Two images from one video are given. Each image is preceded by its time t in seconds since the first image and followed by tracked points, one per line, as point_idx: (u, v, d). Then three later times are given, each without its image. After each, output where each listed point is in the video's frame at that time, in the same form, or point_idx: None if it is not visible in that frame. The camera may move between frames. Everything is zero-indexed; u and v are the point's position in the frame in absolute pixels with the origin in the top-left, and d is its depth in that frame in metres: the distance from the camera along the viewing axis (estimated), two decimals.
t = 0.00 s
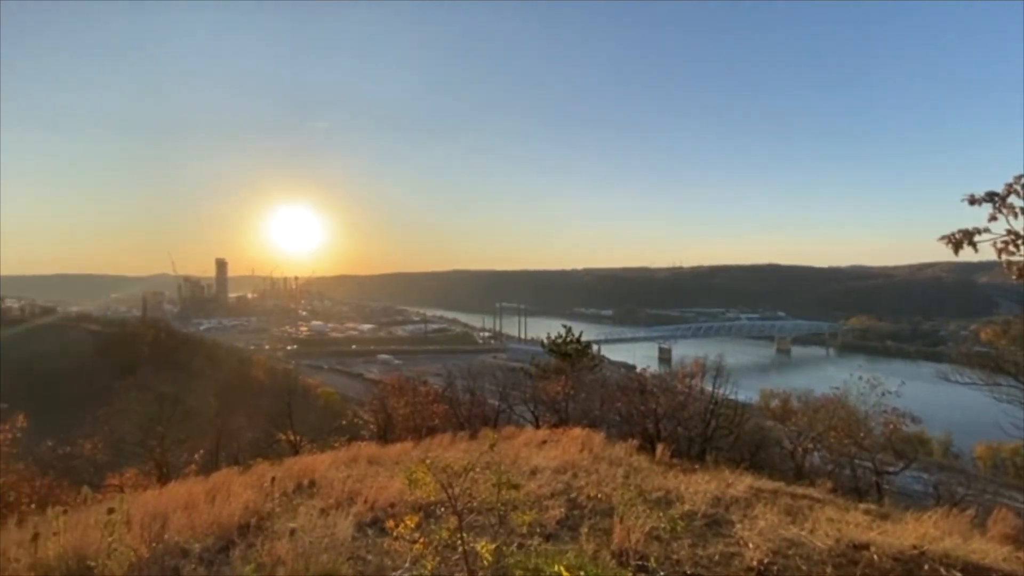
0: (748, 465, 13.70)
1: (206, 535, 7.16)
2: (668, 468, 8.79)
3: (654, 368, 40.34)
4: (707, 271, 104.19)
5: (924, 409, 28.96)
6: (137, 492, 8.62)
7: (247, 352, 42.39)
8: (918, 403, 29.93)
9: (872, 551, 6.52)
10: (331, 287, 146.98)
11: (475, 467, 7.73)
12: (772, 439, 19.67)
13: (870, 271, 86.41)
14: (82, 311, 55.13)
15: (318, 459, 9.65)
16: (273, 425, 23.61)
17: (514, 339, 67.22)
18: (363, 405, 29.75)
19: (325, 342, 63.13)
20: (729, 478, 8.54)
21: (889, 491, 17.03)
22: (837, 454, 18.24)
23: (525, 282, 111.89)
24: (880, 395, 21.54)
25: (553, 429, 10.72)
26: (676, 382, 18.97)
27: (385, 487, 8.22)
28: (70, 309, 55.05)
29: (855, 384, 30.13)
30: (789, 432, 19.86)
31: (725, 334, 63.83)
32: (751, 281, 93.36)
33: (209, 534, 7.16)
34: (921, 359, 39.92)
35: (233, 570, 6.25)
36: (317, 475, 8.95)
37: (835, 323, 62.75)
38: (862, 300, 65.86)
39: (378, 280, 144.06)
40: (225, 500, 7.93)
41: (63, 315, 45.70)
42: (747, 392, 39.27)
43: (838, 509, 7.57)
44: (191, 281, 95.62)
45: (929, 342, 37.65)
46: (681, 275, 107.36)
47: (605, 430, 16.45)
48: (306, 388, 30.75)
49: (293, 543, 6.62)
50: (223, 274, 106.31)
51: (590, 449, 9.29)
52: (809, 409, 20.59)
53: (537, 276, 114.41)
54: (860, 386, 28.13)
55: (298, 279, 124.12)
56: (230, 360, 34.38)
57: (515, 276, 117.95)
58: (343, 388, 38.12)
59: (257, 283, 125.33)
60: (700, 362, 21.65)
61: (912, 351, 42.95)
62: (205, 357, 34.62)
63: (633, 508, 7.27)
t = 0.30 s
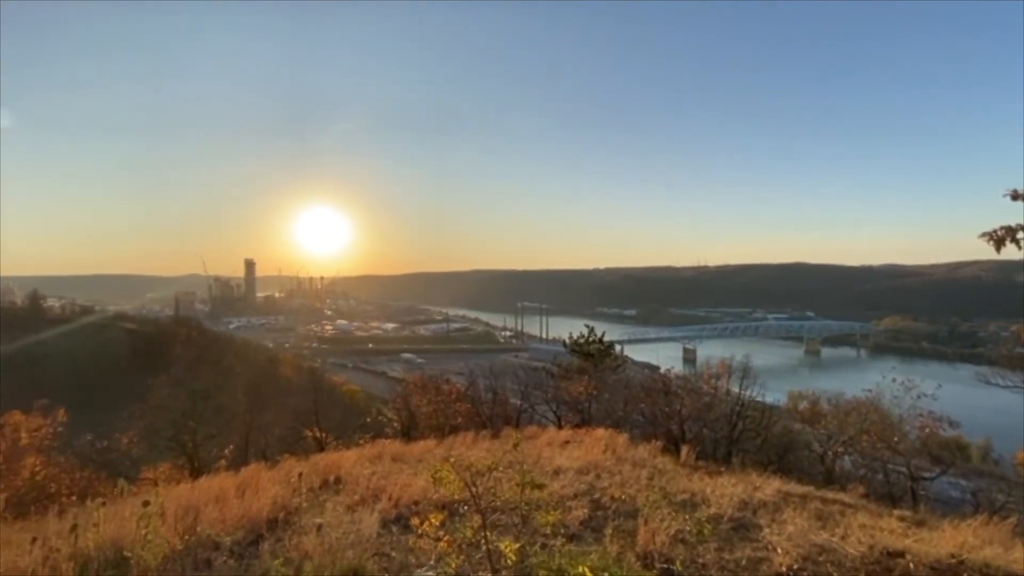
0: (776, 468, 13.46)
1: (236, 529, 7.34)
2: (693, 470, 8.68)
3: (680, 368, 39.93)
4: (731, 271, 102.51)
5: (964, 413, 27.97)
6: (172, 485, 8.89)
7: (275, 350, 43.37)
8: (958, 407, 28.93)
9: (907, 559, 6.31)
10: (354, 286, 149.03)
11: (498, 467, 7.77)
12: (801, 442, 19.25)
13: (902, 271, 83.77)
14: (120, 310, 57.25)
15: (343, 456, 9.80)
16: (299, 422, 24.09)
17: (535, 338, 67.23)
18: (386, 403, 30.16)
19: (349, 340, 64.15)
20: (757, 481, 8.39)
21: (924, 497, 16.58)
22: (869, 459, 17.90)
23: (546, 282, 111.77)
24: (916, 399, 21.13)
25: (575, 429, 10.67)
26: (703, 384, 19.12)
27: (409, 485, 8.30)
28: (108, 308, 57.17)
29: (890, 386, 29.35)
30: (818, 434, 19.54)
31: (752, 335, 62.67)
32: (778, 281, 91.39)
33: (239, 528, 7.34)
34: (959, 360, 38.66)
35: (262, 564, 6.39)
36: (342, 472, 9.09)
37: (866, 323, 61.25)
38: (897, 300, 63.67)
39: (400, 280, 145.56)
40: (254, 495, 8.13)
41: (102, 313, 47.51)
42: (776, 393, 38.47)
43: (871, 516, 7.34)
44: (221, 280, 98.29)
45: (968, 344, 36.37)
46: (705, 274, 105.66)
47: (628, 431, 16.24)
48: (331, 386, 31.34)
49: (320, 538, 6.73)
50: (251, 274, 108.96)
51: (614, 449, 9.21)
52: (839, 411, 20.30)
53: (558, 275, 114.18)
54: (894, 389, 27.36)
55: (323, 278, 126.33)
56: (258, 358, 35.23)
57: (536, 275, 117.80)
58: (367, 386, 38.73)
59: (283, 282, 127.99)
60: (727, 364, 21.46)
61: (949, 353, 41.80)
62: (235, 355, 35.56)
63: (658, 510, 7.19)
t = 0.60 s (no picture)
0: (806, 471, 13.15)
1: (265, 523, 7.51)
2: (719, 472, 8.55)
3: (706, 369, 39.52)
4: (755, 272, 100.78)
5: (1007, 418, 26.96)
6: (202, 480, 9.12)
7: (301, 349, 44.20)
8: (1000, 411, 27.91)
9: (946, 567, 6.10)
10: (377, 285, 151.02)
11: (521, 466, 7.83)
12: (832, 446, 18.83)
13: (936, 272, 81.20)
14: (154, 309, 59.05)
15: (368, 453, 9.92)
16: (325, 419, 24.51)
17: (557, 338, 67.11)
18: (409, 402, 30.50)
19: (373, 339, 65.02)
20: (785, 484, 8.25)
21: (961, 503, 16.03)
22: (903, 463, 17.64)
23: (567, 282, 111.53)
24: (952, 403, 20.73)
25: (598, 429, 10.61)
26: (728, 386, 19.02)
27: (432, 482, 8.37)
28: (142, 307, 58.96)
29: (925, 388, 28.60)
30: (849, 438, 19.32)
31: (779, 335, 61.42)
32: (805, 282, 89.51)
33: (267, 522, 7.51)
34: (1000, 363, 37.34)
35: (291, 558, 6.51)
36: (367, 469, 9.22)
37: (900, 325, 59.72)
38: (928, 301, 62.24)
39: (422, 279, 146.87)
40: (282, 490, 8.29)
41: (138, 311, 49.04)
42: (805, 395, 37.62)
43: (906, 522, 7.13)
44: (249, 280, 100.62)
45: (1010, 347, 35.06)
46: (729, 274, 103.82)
47: (652, 432, 15.98)
48: (355, 384, 31.82)
49: (346, 534, 6.84)
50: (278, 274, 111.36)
51: (637, 450, 9.14)
52: (871, 415, 20.04)
53: (579, 275, 113.72)
54: (931, 391, 26.58)
55: (347, 278, 128.33)
56: (285, 357, 35.99)
57: (557, 276, 117.50)
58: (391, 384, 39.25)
59: (308, 282, 130.46)
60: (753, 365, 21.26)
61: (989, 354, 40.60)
62: (262, 353, 36.37)
63: (683, 513, 7.11)
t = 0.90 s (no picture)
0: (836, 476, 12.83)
1: (292, 518, 7.66)
2: (744, 475, 8.42)
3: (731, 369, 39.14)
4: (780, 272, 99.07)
5: None
6: (231, 475, 9.34)
7: (326, 348, 45.03)
8: None
9: None
10: (399, 284, 152.84)
11: (544, 466, 7.85)
12: (862, 450, 18.45)
13: (970, 272, 78.80)
14: (185, 308, 60.79)
15: (391, 451, 10.05)
16: (349, 417, 24.91)
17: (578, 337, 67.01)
18: (431, 400, 30.79)
19: (395, 338, 65.88)
20: (813, 488, 8.12)
21: (999, 510, 15.48)
22: (939, 468, 17.27)
23: (587, 281, 111.08)
24: (990, 406, 20.17)
25: (620, 430, 10.55)
26: (756, 387, 18.98)
27: (454, 480, 8.44)
28: (174, 306, 60.66)
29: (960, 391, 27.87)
30: (881, 442, 18.95)
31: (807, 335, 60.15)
32: (832, 283, 87.80)
33: (294, 517, 7.67)
34: None
35: (318, 553, 6.64)
36: (391, 466, 9.34)
37: (936, 326, 58.81)
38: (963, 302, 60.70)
39: (443, 279, 148.12)
40: (308, 486, 8.47)
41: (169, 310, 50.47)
42: (834, 397, 36.81)
43: (941, 528, 6.93)
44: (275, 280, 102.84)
45: None
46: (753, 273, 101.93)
47: (676, 433, 15.67)
48: (378, 382, 32.25)
49: (371, 530, 6.93)
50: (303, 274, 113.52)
51: (660, 451, 9.06)
52: (905, 418, 19.57)
53: (599, 275, 113.27)
54: (966, 394, 25.89)
55: (370, 278, 130.18)
56: (311, 355, 36.68)
57: (577, 275, 117.18)
58: (414, 383, 39.71)
59: (332, 280, 132.85)
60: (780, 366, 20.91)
61: None
62: (289, 352, 37.15)
63: (708, 516, 7.03)
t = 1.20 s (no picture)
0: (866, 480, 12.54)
1: (316, 514, 7.81)
2: (770, 478, 8.30)
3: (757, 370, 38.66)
4: (803, 271, 97.31)
5: None
6: (257, 471, 9.53)
7: (348, 346, 45.71)
8: None
9: None
10: (418, 282, 154.03)
11: (566, 466, 7.87)
12: (891, 453, 18.04)
13: (1004, 271, 76.48)
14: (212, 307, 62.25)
15: (413, 449, 10.15)
16: (371, 415, 25.26)
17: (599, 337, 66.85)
18: (452, 399, 31.03)
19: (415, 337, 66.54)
20: (841, 491, 8.00)
21: None
22: (973, 472, 16.98)
23: (607, 281, 110.64)
24: None
25: (641, 430, 10.48)
26: (781, 387, 18.98)
27: (475, 479, 8.49)
28: (200, 305, 62.14)
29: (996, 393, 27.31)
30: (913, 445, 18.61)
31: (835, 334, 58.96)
32: (858, 282, 85.99)
33: (318, 513, 7.80)
34: None
35: (342, 549, 6.74)
36: (412, 464, 9.43)
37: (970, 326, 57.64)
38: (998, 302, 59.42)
39: (463, 278, 148.97)
40: (332, 482, 8.60)
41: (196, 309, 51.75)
42: (863, 398, 36.14)
43: (977, 535, 6.73)
44: (298, 280, 104.74)
45: None
46: (777, 272, 100.08)
47: (699, 433, 16.18)
48: (399, 381, 32.64)
49: (394, 528, 7.00)
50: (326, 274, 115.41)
51: (683, 452, 8.96)
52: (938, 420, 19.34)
53: (619, 275, 112.57)
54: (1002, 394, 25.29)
55: (390, 277, 131.64)
56: (333, 353, 37.27)
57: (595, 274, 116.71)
58: (434, 381, 40.09)
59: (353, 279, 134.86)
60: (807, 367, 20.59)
61: None
62: (311, 351, 37.79)
63: (733, 518, 6.94)
